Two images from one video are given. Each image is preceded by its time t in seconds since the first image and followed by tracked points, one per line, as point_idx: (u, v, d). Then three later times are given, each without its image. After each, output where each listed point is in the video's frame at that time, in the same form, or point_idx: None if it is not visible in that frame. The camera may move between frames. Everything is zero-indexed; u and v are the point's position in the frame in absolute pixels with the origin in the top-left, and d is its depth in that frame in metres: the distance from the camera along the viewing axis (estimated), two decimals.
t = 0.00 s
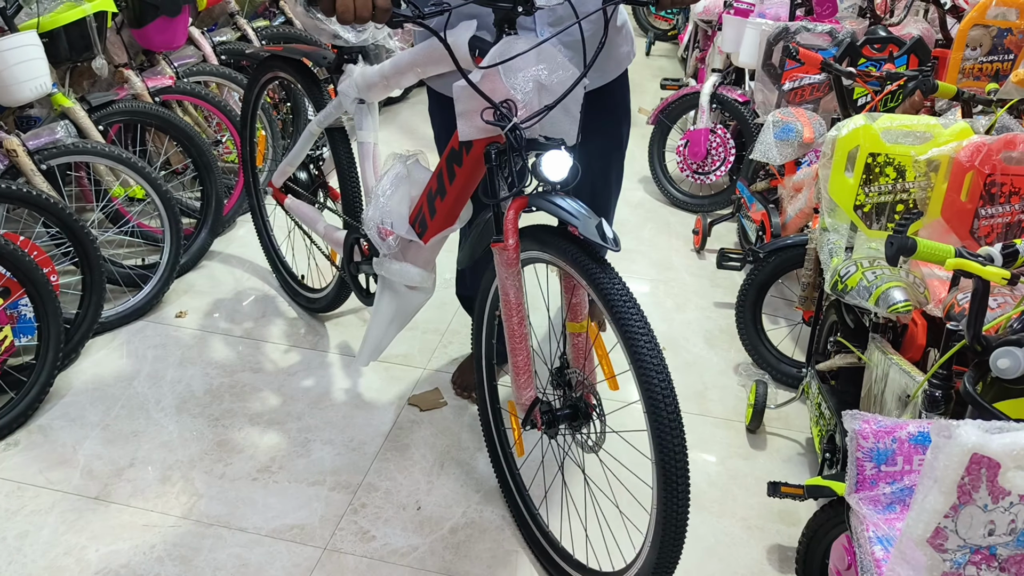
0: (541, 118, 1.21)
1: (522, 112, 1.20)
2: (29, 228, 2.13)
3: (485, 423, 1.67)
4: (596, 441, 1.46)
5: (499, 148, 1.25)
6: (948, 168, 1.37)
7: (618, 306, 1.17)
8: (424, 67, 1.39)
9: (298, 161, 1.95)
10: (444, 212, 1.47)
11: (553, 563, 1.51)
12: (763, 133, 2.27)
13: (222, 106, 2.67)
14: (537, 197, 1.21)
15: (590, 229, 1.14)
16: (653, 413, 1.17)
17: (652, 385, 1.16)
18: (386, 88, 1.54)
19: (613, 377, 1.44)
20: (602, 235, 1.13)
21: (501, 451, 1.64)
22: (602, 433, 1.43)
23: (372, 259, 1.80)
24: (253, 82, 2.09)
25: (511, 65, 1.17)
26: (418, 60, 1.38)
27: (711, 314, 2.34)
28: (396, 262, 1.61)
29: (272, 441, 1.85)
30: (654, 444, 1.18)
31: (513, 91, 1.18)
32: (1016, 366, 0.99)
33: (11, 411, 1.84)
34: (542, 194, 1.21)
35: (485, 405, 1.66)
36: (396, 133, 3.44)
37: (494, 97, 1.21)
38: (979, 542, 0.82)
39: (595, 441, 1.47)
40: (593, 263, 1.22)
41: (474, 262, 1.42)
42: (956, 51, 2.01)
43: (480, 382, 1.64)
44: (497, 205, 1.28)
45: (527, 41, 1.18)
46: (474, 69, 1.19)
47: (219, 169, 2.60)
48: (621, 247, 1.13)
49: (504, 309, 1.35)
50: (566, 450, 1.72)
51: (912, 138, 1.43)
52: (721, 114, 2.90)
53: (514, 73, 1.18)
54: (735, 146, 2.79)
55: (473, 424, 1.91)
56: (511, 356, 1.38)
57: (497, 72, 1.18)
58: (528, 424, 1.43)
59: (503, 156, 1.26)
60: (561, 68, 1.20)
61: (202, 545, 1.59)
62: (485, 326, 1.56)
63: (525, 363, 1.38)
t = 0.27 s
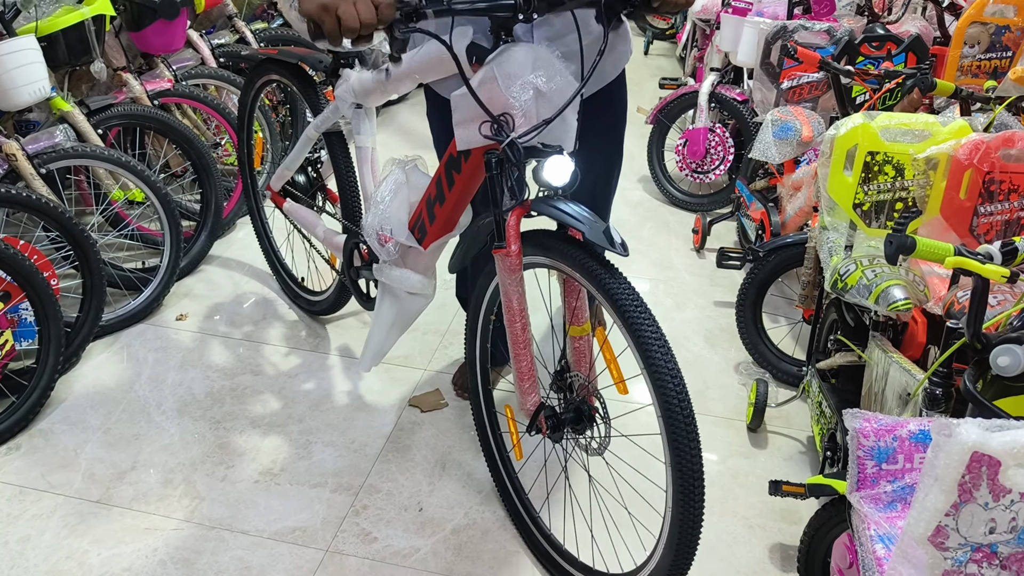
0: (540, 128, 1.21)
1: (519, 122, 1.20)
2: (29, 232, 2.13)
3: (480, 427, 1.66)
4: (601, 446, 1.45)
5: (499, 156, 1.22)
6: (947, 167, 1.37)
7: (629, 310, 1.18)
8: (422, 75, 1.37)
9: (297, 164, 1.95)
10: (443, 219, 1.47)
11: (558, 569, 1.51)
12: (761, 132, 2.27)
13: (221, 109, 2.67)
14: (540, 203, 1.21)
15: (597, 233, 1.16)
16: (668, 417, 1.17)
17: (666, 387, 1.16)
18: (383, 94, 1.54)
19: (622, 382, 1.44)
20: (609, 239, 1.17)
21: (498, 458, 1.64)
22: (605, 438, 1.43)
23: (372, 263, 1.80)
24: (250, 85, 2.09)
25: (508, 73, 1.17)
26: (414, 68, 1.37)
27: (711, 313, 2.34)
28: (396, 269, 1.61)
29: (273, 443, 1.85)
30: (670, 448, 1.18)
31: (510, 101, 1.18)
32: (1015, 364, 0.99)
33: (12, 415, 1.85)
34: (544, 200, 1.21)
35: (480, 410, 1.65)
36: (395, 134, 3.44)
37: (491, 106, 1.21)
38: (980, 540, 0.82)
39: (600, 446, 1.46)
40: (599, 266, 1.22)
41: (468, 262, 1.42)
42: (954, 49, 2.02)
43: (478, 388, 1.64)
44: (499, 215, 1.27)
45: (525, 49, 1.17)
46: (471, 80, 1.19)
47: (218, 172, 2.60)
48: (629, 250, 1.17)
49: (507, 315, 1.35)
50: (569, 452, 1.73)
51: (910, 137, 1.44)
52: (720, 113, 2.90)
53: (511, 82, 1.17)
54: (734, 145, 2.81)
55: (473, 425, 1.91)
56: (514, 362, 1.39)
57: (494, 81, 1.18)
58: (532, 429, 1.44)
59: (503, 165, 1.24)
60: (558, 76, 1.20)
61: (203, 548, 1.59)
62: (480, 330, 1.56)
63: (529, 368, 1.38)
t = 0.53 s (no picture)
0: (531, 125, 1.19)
1: (512, 114, 1.20)
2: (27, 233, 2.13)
3: (483, 422, 1.67)
4: (597, 442, 1.45)
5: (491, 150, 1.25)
6: (945, 162, 1.37)
7: (618, 307, 1.18)
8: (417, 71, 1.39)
9: (294, 163, 1.95)
10: (440, 214, 1.47)
11: (557, 562, 1.51)
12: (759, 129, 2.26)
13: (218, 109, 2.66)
14: (532, 199, 1.22)
15: (586, 229, 1.15)
16: (656, 413, 1.17)
17: (654, 385, 1.16)
18: (380, 90, 1.53)
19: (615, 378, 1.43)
20: (598, 234, 1.14)
21: (501, 454, 1.65)
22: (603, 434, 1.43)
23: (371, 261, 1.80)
24: (249, 85, 2.09)
25: (501, 66, 1.17)
26: (408, 63, 1.38)
27: (710, 310, 2.34)
28: (394, 264, 1.61)
29: (273, 443, 1.85)
30: (658, 444, 1.18)
31: (503, 94, 1.18)
32: (1014, 357, 0.99)
33: (12, 416, 1.85)
34: (536, 195, 1.22)
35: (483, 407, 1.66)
36: (393, 133, 3.44)
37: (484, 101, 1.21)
38: (980, 533, 0.82)
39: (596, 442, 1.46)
40: (589, 263, 1.22)
41: (471, 258, 1.44)
42: (951, 44, 2.03)
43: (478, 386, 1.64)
44: (492, 209, 1.28)
45: (517, 42, 1.18)
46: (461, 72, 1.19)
47: (216, 172, 2.60)
48: (619, 246, 1.14)
49: (501, 311, 1.35)
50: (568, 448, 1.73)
51: (908, 131, 1.43)
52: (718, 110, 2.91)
53: (503, 75, 1.17)
54: (732, 142, 2.81)
55: (473, 423, 1.91)
56: (510, 359, 1.39)
57: (486, 75, 1.18)
58: (528, 425, 1.43)
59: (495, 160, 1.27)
60: (551, 70, 1.20)
61: (204, 547, 1.59)
62: (482, 327, 1.56)
63: (524, 365, 1.38)
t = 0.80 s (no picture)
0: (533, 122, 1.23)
1: (514, 114, 1.20)
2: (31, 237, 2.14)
3: (484, 423, 1.67)
4: (602, 438, 1.46)
5: (496, 149, 1.26)
6: (945, 160, 1.37)
7: (624, 298, 1.19)
8: (417, 71, 1.40)
9: (297, 165, 1.96)
10: (442, 213, 1.48)
11: (563, 561, 1.52)
12: (759, 128, 2.26)
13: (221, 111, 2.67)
14: (536, 196, 1.23)
15: (593, 225, 1.16)
16: (667, 407, 1.18)
17: (665, 377, 1.17)
18: (381, 91, 1.53)
19: (622, 371, 1.42)
20: (605, 230, 1.16)
21: (502, 454, 1.65)
22: (607, 430, 1.43)
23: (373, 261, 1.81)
24: (250, 87, 2.10)
25: (504, 65, 1.17)
26: (410, 63, 1.39)
27: (712, 309, 2.35)
28: (396, 264, 1.62)
29: (277, 443, 1.86)
30: (671, 440, 1.19)
31: (506, 93, 1.19)
32: (1015, 354, 1.00)
33: (17, 418, 1.86)
34: (540, 193, 1.23)
35: (483, 407, 1.66)
36: (394, 134, 3.45)
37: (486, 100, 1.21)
38: (981, 528, 0.83)
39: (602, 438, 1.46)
40: (595, 258, 1.23)
41: (467, 259, 1.44)
42: (950, 42, 2.03)
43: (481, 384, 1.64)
44: (496, 208, 1.29)
45: (519, 42, 1.18)
46: (466, 72, 1.19)
47: (219, 175, 2.60)
48: (627, 242, 1.16)
49: (506, 309, 1.38)
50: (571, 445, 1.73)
51: (908, 130, 1.44)
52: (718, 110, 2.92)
53: (507, 74, 1.18)
54: (733, 142, 2.82)
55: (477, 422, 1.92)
56: (514, 356, 1.41)
57: (490, 74, 1.18)
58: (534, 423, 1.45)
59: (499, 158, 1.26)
60: (552, 70, 1.21)
61: (209, 548, 1.60)
62: (482, 327, 1.57)
63: (528, 362, 1.40)
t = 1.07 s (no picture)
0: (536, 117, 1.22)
1: (517, 109, 1.20)
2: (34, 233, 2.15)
3: (487, 418, 1.68)
4: (603, 432, 1.45)
5: (498, 144, 1.25)
6: (946, 155, 1.38)
7: (623, 289, 1.20)
8: (420, 67, 1.41)
9: (299, 161, 1.96)
10: (445, 210, 1.48)
11: (566, 556, 1.52)
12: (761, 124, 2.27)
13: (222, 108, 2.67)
14: (540, 190, 1.22)
15: (596, 220, 1.16)
16: (669, 401, 1.18)
17: (667, 372, 1.17)
18: (383, 87, 1.54)
19: (622, 366, 1.44)
20: (608, 225, 1.16)
21: (505, 448, 1.66)
22: (610, 425, 1.43)
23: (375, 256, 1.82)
24: (252, 85, 2.10)
25: (507, 61, 1.18)
26: (414, 58, 1.40)
27: (714, 305, 2.35)
28: (399, 260, 1.62)
29: (281, 439, 1.86)
30: (674, 435, 1.19)
31: (510, 88, 1.19)
32: (1016, 347, 1.00)
33: (21, 414, 1.86)
34: (543, 188, 1.23)
35: (486, 402, 1.67)
36: (395, 132, 3.45)
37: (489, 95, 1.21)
38: (984, 518, 0.83)
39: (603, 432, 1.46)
40: (597, 252, 1.24)
41: (468, 254, 1.44)
42: (952, 38, 2.02)
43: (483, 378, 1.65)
44: (499, 203, 1.28)
45: (522, 37, 1.19)
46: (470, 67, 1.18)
47: (221, 172, 2.62)
48: (628, 236, 1.16)
49: (508, 304, 1.37)
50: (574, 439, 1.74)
51: (909, 125, 1.45)
52: (720, 107, 2.91)
53: (510, 70, 1.18)
54: (734, 138, 2.83)
55: (479, 417, 1.92)
56: (518, 351, 1.40)
57: (493, 69, 1.18)
58: (537, 417, 1.46)
59: (502, 153, 1.26)
60: (555, 65, 1.22)
61: (214, 542, 1.60)
62: (485, 321, 1.57)
63: (531, 357, 1.40)
